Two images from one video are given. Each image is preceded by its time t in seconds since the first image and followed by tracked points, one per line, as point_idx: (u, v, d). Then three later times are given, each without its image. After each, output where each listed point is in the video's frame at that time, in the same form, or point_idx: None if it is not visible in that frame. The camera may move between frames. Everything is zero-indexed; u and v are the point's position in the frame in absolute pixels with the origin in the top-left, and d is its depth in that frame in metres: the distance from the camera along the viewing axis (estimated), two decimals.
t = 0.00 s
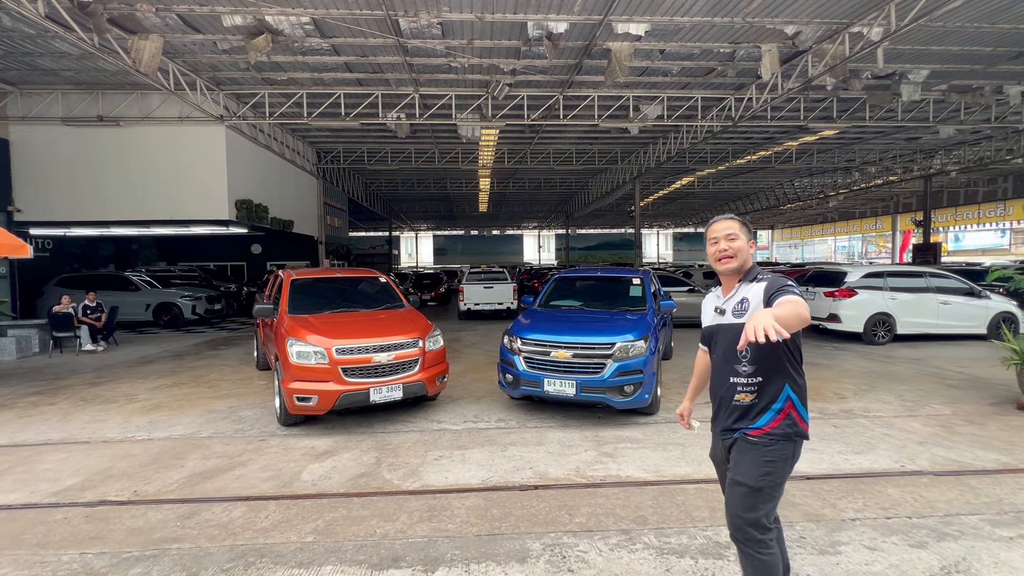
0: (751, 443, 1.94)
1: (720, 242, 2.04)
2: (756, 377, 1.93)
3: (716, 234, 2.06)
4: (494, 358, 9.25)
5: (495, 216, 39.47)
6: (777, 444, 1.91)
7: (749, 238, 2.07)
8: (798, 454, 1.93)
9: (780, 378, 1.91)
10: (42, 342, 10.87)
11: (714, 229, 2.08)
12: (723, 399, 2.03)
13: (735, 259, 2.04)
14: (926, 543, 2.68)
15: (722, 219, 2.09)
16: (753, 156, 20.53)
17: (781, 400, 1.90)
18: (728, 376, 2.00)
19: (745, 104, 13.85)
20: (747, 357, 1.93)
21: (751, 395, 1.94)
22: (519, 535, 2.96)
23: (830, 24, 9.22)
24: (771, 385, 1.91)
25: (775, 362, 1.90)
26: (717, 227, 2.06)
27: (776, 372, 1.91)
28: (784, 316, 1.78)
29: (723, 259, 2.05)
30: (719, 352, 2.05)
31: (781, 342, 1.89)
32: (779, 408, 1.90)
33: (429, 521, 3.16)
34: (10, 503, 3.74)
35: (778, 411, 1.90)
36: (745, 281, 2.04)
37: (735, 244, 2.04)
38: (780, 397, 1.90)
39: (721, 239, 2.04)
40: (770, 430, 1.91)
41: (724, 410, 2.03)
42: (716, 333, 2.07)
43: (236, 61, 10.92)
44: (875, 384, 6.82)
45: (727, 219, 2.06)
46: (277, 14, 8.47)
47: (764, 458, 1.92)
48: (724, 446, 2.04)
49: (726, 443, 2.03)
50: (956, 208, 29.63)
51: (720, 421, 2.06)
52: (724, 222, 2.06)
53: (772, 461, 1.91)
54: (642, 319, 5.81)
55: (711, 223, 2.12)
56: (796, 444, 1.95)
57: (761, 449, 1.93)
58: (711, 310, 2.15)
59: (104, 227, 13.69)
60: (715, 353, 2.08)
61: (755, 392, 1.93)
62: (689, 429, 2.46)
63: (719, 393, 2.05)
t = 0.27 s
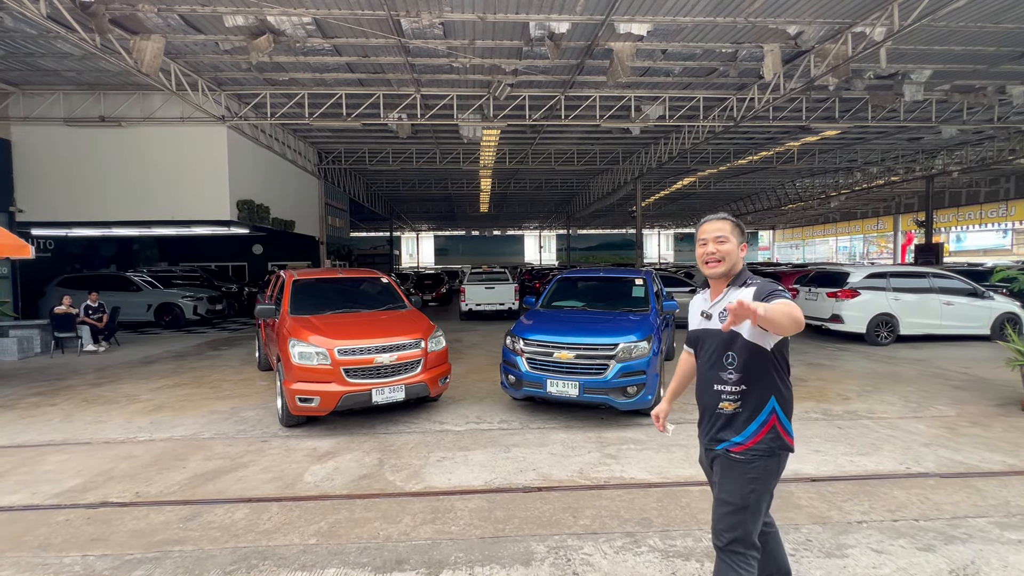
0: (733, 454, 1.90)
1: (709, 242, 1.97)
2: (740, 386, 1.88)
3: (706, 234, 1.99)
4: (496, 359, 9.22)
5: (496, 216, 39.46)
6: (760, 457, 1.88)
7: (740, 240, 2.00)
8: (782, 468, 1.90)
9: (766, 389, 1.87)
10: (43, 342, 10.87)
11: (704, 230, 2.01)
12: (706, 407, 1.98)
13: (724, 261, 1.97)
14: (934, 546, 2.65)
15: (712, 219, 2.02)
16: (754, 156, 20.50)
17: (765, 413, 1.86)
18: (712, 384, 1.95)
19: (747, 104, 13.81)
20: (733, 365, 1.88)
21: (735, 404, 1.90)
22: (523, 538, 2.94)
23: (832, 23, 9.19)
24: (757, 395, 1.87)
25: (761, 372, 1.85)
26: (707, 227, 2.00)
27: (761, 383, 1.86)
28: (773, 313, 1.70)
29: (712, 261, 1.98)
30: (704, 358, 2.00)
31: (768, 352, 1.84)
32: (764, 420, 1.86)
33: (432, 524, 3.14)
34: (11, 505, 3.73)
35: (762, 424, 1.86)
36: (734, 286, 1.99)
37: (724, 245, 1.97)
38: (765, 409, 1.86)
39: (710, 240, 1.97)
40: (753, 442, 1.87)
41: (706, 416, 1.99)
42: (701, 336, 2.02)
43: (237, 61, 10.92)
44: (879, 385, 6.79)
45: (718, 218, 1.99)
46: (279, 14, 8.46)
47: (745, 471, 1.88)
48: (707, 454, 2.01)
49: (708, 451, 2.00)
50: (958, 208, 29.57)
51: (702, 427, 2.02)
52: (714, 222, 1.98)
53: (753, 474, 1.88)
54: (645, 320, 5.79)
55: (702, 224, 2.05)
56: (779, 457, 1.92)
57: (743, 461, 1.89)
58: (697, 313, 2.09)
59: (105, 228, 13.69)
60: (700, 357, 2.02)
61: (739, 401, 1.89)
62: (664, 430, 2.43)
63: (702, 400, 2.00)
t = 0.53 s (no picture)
0: (717, 461, 1.79)
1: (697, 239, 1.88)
2: (727, 388, 1.78)
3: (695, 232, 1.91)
4: (498, 360, 9.20)
5: (498, 217, 39.44)
6: (745, 466, 1.76)
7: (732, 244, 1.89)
8: (769, 480, 1.78)
9: (753, 392, 1.77)
10: (45, 343, 10.87)
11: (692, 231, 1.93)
12: (690, 411, 1.87)
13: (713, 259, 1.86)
14: (944, 550, 2.63)
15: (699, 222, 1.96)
16: (756, 156, 20.45)
17: (752, 418, 1.75)
18: (697, 385, 1.84)
19: (749, 104, 13.78)
20: (718, 363, 1.79)
21: (722, 407, 1.79)
22: (529, 540, 2.92)
23: (836, 23, 9.16)
24: (743, 399, 1.77)
25: (748, 375, 1.75)
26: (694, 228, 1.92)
27: (748, 385, 1.76)
28: (765, 271, 1.55)
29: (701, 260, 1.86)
30: (689, 357, 1.90)
31: (756, 351, 1.75)
32: (750, 427, 1.76)
33: (436, 526, 3.12)
34: (14, 506, 3.72)
35: (748, 430, 1.75)
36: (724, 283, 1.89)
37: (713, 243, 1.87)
38: (752, 414, 1.76)
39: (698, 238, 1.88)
40: (739, 450, 1.76)
41: (691, 421, 1.88)
42: (689, 334, 1.93)
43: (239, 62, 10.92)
44: (884, 386, 6.75)
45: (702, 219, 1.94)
46: (281, 14, 8.44)
47: (730, 480, 1.77)
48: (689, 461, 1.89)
49: (690, 460, 1.88)
50: (961, 208, 29.48)
51: (686, 433, 1.91)
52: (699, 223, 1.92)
53: (737, 485, 1.77)
54: (648, 321, 5.76)
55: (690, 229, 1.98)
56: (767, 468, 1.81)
57: (727, 469, 1.78)
58: (686, 313, 1.99)
59: (107, 228, 13.70)
60: (686, 357, 1.92)
61: (725, 404, 1.79)
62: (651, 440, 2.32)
63: (686, 403, 1.90)
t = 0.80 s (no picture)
0: (712, 470, 1.69)
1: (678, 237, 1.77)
2: (719, 393, 1.70)
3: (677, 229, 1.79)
4: (501, 361, 9.17)
5: (499, 217, 39.41)
6: (744, 473, 1.67)
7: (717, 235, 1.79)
8: (767, 488, 1.69)
9: (747, 397, 1.69)
10: (48, 343, 10.88)
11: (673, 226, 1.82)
12: (682, 419, 1.78)
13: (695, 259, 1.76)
14: (956, 554, 2.60)
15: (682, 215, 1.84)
16: (759, 156, 20.41)
17: (749, 422, 1.67)
18: (689, 390, 1.76)
19: (752, 105, 13.74)
20: (709, 367, 1.71)
21: (716, 414, 1.70)
22: (535, 544, 2.90)
23: (840, 23, 9.13)
24: (737, 404, 1.69)
25: (741, 377, 1.68)
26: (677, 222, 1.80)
27: (741, 389, 1.68)
28: (746, 281, 1.52)
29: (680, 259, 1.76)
30: (679, 362, 1.82)
31: (745, 352, 1.67)
32: (746, 432, 1.67)
33: (442, 529, 3.10)
34: (17, 508, 3.71)
35: (743, 435, 1.67)
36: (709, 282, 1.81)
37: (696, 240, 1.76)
38: (747, 420, 1.67)
39: (681, 233, 1.76)
40: (736, 458, 1.66)
41: (684, 431, 1.78)
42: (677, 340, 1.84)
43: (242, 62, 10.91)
44: (889, 387, 6.71)
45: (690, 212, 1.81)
46: (284, 15, 8.43)
47: (726, 490, 1.67)
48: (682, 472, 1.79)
49: (682, 470, 1.78)
50: (964, 208, 29.41)
51: (679, 444, 1.81)
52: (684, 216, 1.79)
53: (734, 495, 1.67)
54: (651, 321, 5.73)
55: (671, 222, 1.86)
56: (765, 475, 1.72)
57: (723, 479, 1.68)
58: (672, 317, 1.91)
59: (109, 229, 13.70)
60: (676, 363, 1.84)
61: (720, 410, 1.70)
62: (640, 448, 2.25)
63: (677, 410, 1.81)
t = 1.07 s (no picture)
0: (691, 478, 1.63)
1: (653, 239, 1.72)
2: (694, 400, 1.65)
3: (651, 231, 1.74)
4: (503, 361, 9.15)
5: (501, 218, 39.38)
6: (722, 478, 1.63)
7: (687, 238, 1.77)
8: (745, 490, 1.67)
9: (721, 400, 1.65)
10: (51, 343, 10.88)
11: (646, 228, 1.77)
12: (656, 427, 1.72)
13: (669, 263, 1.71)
14: (967, 557, 2.58)
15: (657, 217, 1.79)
16: (762, 156, 20.35)
17: (724, 427, 1.64)
18: (663, 398, 1.69)
19: (755, 105, 13.70)
20: (683, 374, 1.65)
21: (691, 420, 1.65)
22: (542, 546, 2.88)
23: (844, 22, 9.09)
24: (712, 408, 1.64)
25: (715, 382, 1.63)
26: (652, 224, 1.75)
27: (715, 394, 1.64)
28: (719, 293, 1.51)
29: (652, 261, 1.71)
30: (650, 370, 1.76)
31: (716, 357, 1.64)
32: (722, 437, 1.63)
33: (447, 531, 3.08)
34: (20, 510, 3.69)
35: (721, 439, 1.62)
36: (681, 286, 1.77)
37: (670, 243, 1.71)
38: (723, 424, 1.64)
39: (656, 237, 1.71)
40: (715, 463, 1.62)
41: (659, 440, 1.72)
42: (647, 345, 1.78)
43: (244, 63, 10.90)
44: (894, 388, 6.68)
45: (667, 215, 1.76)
46: (287, 15, 8.42)
47: (707, 497, 1.62)
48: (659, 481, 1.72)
49: (660, 480, 1.72)
50: (966, 208, 29.33)
51: (655, 453, 1.74)
52: (659, 219, 1.74)
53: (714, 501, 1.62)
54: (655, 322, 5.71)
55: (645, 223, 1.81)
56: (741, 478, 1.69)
57: (704, 485, 1.63)
58: (643, 322, 1.85)
59: (112, 230, 13.70)
60: (647, 370, 1.78)
61: (695, 416, 1.65)
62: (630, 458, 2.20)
63: (651, 419, 1.74)
